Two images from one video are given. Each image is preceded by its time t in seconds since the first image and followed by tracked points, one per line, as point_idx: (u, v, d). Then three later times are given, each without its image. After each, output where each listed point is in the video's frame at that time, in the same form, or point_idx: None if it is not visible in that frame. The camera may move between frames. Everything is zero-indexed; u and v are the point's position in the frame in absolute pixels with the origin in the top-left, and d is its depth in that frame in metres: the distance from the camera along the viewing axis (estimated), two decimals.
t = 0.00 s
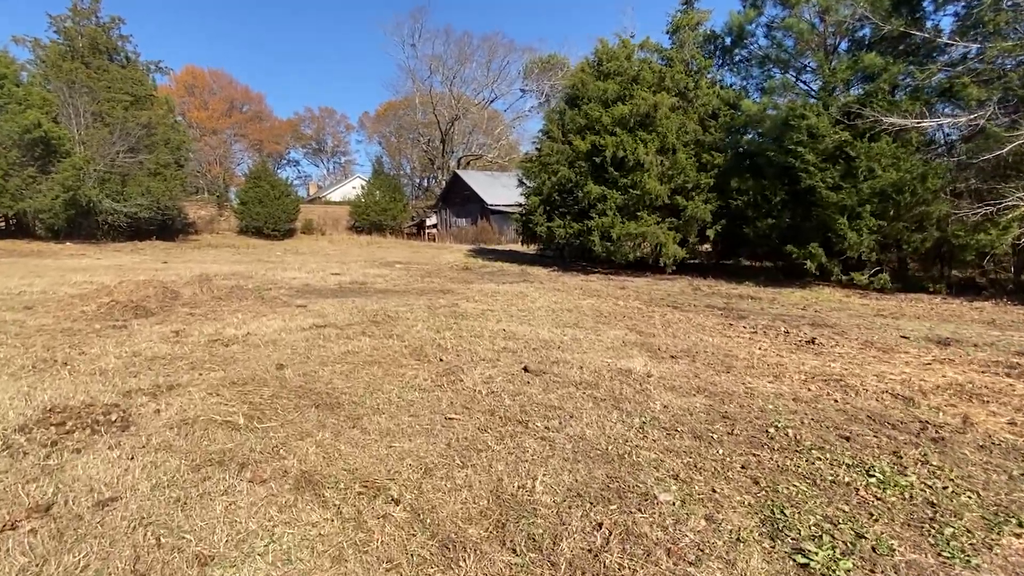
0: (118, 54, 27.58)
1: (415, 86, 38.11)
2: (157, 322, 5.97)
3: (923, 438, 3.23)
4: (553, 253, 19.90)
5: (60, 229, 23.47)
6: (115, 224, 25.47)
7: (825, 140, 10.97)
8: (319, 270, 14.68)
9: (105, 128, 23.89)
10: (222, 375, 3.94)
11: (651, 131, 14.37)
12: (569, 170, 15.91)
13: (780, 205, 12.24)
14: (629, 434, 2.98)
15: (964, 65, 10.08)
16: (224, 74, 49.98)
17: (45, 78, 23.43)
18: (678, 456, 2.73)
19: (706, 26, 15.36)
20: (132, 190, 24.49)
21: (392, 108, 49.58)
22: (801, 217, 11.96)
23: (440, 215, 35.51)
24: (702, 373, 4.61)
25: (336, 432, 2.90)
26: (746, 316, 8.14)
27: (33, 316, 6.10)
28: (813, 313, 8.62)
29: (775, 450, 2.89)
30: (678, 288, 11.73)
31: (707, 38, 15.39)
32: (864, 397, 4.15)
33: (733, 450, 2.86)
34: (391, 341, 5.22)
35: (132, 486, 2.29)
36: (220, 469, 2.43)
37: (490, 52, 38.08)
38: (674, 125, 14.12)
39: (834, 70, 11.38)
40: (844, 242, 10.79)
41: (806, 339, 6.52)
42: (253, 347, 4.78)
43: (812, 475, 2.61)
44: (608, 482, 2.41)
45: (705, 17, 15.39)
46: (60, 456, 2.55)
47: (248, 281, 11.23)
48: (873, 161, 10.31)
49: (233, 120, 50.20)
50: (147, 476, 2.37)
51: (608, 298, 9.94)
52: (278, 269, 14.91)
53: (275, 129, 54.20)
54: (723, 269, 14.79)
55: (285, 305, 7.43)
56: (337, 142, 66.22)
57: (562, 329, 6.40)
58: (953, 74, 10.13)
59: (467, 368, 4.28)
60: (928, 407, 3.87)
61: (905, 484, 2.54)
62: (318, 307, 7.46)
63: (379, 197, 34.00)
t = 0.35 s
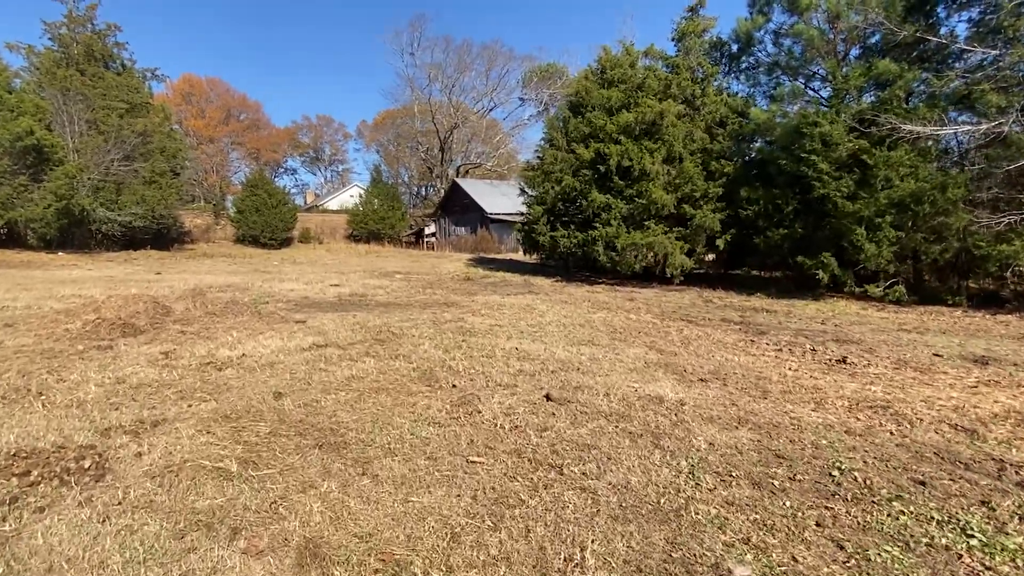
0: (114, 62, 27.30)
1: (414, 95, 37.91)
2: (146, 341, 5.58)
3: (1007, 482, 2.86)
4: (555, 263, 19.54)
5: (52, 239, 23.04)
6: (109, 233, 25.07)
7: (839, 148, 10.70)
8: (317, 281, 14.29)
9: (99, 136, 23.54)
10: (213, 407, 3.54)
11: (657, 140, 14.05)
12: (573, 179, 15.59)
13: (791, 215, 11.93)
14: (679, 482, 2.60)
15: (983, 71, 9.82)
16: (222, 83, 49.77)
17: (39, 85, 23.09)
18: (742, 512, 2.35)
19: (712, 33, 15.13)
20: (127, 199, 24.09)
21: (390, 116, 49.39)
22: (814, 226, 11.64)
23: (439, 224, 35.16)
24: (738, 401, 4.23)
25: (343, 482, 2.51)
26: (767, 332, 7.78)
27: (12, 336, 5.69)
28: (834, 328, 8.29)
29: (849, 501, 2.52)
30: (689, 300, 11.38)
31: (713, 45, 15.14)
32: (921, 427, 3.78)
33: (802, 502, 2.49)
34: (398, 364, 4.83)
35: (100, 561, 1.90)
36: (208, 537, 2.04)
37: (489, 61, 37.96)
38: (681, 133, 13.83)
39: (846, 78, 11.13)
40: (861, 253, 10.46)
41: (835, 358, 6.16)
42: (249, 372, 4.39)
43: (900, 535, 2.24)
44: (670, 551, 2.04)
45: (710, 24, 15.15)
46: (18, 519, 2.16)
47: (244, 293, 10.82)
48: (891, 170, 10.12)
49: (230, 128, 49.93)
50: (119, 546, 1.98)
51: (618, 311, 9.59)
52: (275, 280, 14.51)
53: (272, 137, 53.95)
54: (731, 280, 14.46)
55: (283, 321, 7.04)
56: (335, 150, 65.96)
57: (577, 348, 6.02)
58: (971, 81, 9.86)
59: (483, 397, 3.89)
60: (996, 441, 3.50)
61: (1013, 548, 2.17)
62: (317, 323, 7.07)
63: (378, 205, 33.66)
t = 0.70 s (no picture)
0: (107, 70, 27.00)
1: (410, 104, 37.72)
2: (128, 360, 5.19)
3: None
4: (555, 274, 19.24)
5: (41, 249, 22.59)
6: (100, 243, 24.64)
7: (848, 157, 10.49)
8: (312, 292, 13.91)
9: (91, 144, 23.18)
10: (196, 438, 3.17)
11: (660, 148, 13.76)
12: (573, 188, 15.32)
13: (800, 225, 11.68)
14: (733, 535, 2.25)
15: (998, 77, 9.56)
16: (216, 92, 49.52)
17: (30, 93, 22.71)
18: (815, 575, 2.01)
19: (713, 41, 14.93)
20: (118, 208, 23.69)
21: (387, 126, 49.22)
22: (823, 236, 11.35)
23: (436, 234, 34.80)
24: (773, 427, 3.87)
25: (344, 537, 2.15)
26: (783, 346, 7.46)
27: None
28: (851, 342, 7.97)
29: (931, 557, 2.18)
30: (695, 312, 11.05)
31: (715, 53, 14.94)
32: (978, 456, 3.45)
33: (879, 558, 2.15)
34: (400, 385, 4.47)
35: None
36: None
37: (487, 70, 37.85)
38: (685, 141, 13.53)
39: (854, 84, 10.91)
40: (874, 264, 10.19)
41: (861, 376, 5.83)
42: (237, 396, 4.01)
43: None
44: None
45: (712, 32, 14.95)
46: None
47: (236, 306, 10.44)
48: (904, 179, 9.90)
49: (225, 137, 49.62)
50: None
51: (625, 324, 9.25)
52: (269, 291, 14.12)
53: (267, 146, 53.70)
54: (736, 290, 14.17)
55: (276, 336, 6.66)
56: (331, 160, 65.74)
57: (590, 365, 5.67)
58: (985, 87, 9.63)
59: (496, 423, 3.54)
60: None
61: None
62: (313, 338, 6.71)
63: (374, 215, 33.31)
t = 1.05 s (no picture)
0: (97, 78, 26.61)
1: (405, 115, 37.50)
2: (103, 382, 4.75)
3: None
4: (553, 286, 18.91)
5: (25, 260, 22.02)
6: (87, 254, 24.09)
7: (857, 166, 10.26)
8: (305, 305, 13.49)
9: (79, 154, 22.70)
10: (174, 479, 2.76)
11: (661, 158, 13.49)
12: (573, 199, 15.03)
13: (807, 236, 11.41)
14: None
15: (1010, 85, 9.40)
16: (209, 102, 49.13)
17: (17, 101, 22.23)
18: None
19: (715, 50, 14.72)
20: (106, 219, 23.18)
21: (381, 137, 49.01)
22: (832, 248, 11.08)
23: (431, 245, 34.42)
24: (819, 459, 3.49)
25: None
26: (801, 363, 7.12)
27: None
28: (869, 357, 7.65)
29: None
30: (701, 326, 10.72)
31: (717, 62, 14.72)
32: None
33: None
34: (403, 411, 4.07)
35: None
36: None
37: (482, 81, 37.76)
38: (687, 151, 13.26)
39: (861, 93, 10.69)
40: (887, 276, 9.93)
41: (891, 396, 5.49)
42: (222, 426, 3.60)
43: None
44: None
45: (713, 41, 14.77)
46: None
47: (225, 321, 9.99)
48: (916, 189, 9.63)
49: (217, 148, 49.21)
50: None
51: (632, 339, 8.89)
52: (260, 304, 13.67)
53: (260, 158, 53.35)
54: (741, 302, 13.88)
55: (267, 354, 6.23)
56: (324, 171, 65.42)
57: (605, 386, 5.28)
58: (998, 95, 9.44)
59: (515, 457, 3.15)
60: None
61: None
62: (308, 356, 6.30)
63: (368, 226, 32.89)
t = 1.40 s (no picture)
0: (86, 86, 26.21)
1: (399, 124, 37.27)
2: (77, 406, 4.36)
3: None
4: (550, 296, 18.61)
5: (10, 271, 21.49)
6: (73, 264, 23.57)
7: (864, 175, 10.08)
8: (297, 317, 13.09)
9: (67, 162, 22.21)
10: (148, 528, 2.40)
11: (662, 167, 13.26)
12: (571, 208, 14.77)
13: (813, 246, 11.18)
14: None
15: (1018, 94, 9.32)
16: (200, 112, 48.70)
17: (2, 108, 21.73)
18: None
19: (714, 59, 14.58)
20: (94, 229, 22.69)
21: (374, 147, 48.76)
22: (839, 258, 10.85)
23: (425, 255, 34.07)
24: (867, 492, 3.18)
25: None
26: (818, 379, 6.83)
27: None
28: (886, 372, 7.38)
29: None
30: (707, 339, 10.43)
31: (716, 71, 14.58)
32: None
33: None
34: (407, 438, 3.73)
35: None
36: None
37: (476, 91, 37.64)
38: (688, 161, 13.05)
39: (867, 101, 10.53)
40: (897, 287, 9.70)
41: (920, 414, 5.21)
42: (206, 459, 3.24)
43: None
44: None
45: (713, 50, 14.64)
46: None
47: (214, 334, 9.59)
48: (926, 198, 9.42)
49: (209, 157, 48.76)
50: None
51: (638, 353, 8.57)
52: (251, 316, 13.27)
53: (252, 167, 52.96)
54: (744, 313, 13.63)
55: (258, 372, 5.85)
56: (316, 181, 65.06)
57: (620, 406, 4.95)
58: (1007, 103, 9.31)
59: (537, 495, 2.82)
60: None
61: None
62: (301, 374, 5.93)
63: (361, 236, 32.50)
